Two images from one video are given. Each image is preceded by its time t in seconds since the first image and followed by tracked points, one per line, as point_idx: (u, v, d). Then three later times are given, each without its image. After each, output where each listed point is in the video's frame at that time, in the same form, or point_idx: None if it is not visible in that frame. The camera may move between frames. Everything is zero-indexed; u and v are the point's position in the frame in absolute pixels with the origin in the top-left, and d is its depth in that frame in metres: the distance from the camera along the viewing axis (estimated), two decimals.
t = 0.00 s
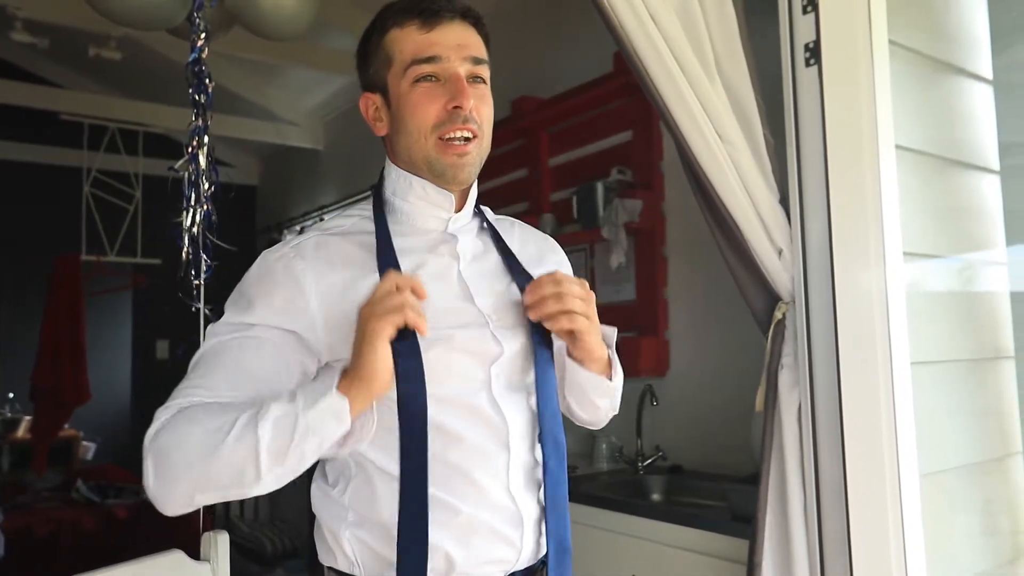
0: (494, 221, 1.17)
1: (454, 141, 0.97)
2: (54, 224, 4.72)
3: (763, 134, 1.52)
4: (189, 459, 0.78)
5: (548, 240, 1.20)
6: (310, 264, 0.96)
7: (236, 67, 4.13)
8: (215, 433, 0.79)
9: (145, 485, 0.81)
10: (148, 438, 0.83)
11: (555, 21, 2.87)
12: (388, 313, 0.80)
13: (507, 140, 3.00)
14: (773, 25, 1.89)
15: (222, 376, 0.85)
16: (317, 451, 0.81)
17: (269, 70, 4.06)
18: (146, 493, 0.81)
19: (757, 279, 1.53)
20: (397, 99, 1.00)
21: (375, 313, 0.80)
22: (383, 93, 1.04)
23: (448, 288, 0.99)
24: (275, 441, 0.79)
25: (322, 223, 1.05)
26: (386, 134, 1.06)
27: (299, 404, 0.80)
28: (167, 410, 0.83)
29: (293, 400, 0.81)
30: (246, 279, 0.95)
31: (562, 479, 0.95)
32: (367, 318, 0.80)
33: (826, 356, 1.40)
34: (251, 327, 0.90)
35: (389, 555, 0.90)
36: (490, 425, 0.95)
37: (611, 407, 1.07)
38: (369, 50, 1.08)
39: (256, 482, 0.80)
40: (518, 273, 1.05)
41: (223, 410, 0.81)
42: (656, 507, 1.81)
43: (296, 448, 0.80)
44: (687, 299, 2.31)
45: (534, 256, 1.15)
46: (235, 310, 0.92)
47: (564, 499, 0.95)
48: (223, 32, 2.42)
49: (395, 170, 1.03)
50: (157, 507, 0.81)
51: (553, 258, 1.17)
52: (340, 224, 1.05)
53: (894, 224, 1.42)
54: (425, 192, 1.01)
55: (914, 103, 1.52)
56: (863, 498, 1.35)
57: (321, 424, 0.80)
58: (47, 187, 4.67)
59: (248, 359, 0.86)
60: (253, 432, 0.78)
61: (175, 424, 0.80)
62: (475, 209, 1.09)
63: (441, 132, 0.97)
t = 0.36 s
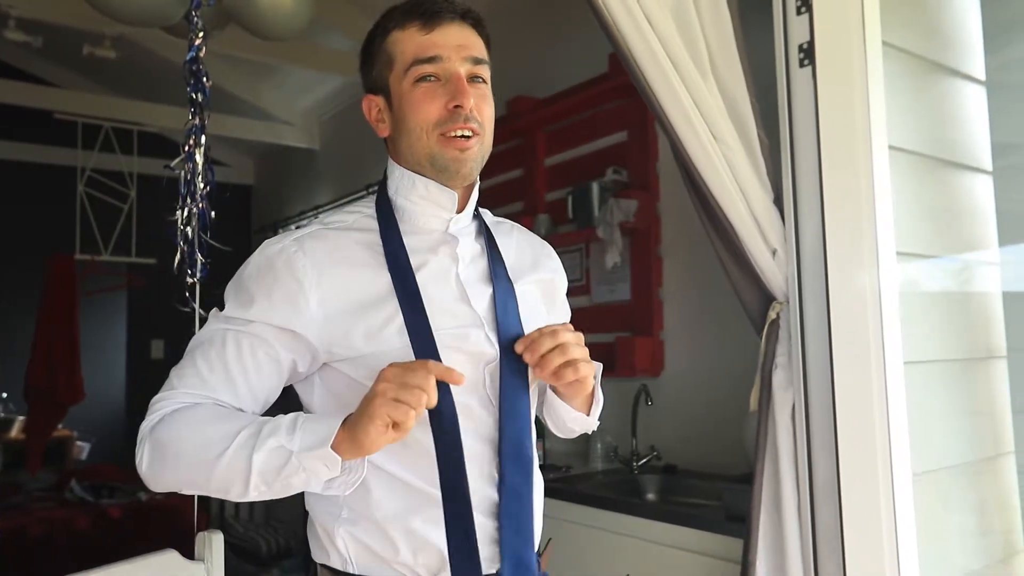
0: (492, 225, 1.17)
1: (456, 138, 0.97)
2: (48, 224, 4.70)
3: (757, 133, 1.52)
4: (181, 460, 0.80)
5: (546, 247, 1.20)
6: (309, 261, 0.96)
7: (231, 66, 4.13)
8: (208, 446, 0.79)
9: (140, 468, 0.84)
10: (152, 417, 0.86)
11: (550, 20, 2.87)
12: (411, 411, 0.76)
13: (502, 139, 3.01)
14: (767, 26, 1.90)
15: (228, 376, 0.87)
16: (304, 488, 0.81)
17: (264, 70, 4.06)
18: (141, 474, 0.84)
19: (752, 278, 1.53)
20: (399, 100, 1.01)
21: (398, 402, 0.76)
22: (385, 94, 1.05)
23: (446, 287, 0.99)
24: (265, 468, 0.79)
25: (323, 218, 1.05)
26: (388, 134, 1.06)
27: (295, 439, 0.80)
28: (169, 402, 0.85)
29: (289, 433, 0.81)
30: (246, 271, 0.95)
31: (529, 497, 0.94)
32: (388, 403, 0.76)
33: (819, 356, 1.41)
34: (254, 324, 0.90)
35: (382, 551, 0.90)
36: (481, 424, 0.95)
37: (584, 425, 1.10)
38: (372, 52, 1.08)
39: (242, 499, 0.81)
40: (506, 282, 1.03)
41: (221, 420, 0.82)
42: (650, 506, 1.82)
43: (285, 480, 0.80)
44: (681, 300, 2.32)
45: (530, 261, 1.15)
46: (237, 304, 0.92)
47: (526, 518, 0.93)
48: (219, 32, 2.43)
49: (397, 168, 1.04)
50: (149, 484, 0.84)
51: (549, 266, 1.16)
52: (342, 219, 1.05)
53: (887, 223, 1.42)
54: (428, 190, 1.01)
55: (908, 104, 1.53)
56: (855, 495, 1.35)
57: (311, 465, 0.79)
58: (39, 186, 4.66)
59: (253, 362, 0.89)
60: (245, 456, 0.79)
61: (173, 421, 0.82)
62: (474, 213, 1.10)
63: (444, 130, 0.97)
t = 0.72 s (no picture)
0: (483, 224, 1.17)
1: (438, 138, 0.97)
2: (43, 223, 4.69)
3: (753, 131, 1.52)
4: (287, 440, 0.74)
5: (537, 248, 1.21)
6: (314, 246, 0.95)
7: (227, 65, 4.12)
8: (307, 407, 0.75)
9: (245, 487, 0.75)
10: (236, 435, 0.78)
11: (547, 20, 2.86)
12: (496, 296, 0.73)
13: (498, 138, 3.00)
14: (762, 25, 1.91)
15: (294, 357, 0.82)
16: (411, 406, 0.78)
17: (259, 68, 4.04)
18: (248, 494, 0.75)
19: (747, 277, 1.53)
20: (382, 103, 1.01)
21: (484, 286, 0.72)
22: (369, 98, 1.05)
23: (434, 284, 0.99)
24: (368, 403, 0.76)
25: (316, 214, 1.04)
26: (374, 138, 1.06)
27: (381, 362, 0.78)
28: (249, 404, 0.78)
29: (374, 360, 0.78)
30: (258, 273, 0.91)
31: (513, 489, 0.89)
32: (470, 292, 0.73)
33: (815, 355, 1.41)
34: (291, 307, 0.87)
35: (365, 545, 0.89)
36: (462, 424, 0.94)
37: (581, 424, 1.07)
38: (356, 56, 1.08)
39: (361, 447, 0.76)
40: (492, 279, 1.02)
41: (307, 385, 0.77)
42: (645, 505, 1.82)
43: (391, 403, 0.76)
44: (676, 299, 2.32)
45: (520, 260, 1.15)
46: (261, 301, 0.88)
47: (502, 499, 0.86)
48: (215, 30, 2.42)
49: (384, 168, 1.03)
50: (261, 500, 0.76)
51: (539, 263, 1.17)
52: (333, 215, 1.05)
53: (883, 223, 1.42)
54: (416, 189, 1.01)
55: (903, 102, 1.53)
56: (850, 493, 1.35)
57: (409, 375, 0.77)
58: (34, 184, 4.64)
59: (312, 335, 0.84)
60: (345, 396, 0.75)
61: (263, 414, 0.76)
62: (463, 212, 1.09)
63: (424, 131, 0.97)
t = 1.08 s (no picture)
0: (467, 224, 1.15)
1: (426, 138, 0.96)
2: (34, 221, 4.67)
3: (743, 128, 1.52)
4: (296, 442, 0.74)
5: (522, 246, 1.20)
6: (306, 240, 0.94)
7: (218, 63, 4.10)
8: (321, 414, 0.75)
9: (239, 481, 0.75)
10: (231, 426, 0.77)
11: (539, 18, 2.86)
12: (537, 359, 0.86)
13: (490, 136, 2.99)
14: (753, 21, 1.90)
15: (289, 356, 0.82)
16: (423, 421, 0.80)
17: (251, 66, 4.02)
18: (240, 488, 0.75)
19: (738, 275, 1.53)
20: (370, 102, 1.00)
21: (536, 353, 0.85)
22: (356, 97, 1.04)
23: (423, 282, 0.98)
24: (383, 412, 0.77)
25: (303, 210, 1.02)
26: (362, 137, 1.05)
27: (401, 374, 0.78)
28: (250, 399, 0.78)
29: (392, 371, 0.79)
30: (247, 262, 0.89)
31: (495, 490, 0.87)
32: (527, 355, 0.83)
33: (806, 353, 1.40)
34: (283, 302, 0.86)
35: (352, 545, 0.88)
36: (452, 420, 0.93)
37: (567, 413, 1.06)
38: (344, 55, 1.07)
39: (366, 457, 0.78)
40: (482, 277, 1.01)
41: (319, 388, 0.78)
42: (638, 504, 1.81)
43: (406, 417, 0.78)
44: (668, 297, 2.31)
45: (504, 257, 1.14)
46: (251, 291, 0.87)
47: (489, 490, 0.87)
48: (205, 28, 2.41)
49: (371, 166, 1.02)
50: (252, 495, 0.75)
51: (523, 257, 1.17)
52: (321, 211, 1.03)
53: (873, 220, 1.42)
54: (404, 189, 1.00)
55: (895, 100, 1.53)
56: (840, 491, 1.35)
57: (430, 392, 0.79)
58: (26, 182, 4.62)
59: (304, 335, 0.84)
60: (362, 406, 0.76)
61: (267, 411, 0.76)
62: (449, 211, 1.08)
63: (412, 131, 0.96)
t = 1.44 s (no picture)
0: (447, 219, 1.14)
1: (402, 133, 0.95)
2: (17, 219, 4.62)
3: (728, 125, 1.51)
4: (210, 451, 0.77)
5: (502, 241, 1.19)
6: (267, 242, 0.92)
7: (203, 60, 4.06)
8: (230, 424, 0.76)
9: (165, 490, 0.78)
10: (157, 436, 0.81)
11: (527, 16, 2.84)
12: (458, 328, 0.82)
13: (478, 135, 2.98)
14: (738, 20, 1.89)
15: (220, 366, 0.82)
16: (341, 421, 0.80)
17: (237, 63, 3.99)
18: (167, 497, 0.79)
19: (724, 274, 1.52)
20: (343, 98, 0.98)
21: (449, 318, 0.80)
22: (330, 92, 1.02)
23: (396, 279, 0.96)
24: (294, 420, 0.78)
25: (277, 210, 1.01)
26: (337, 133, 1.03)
27: (312, 378, 0.78)
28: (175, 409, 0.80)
29: (305, 376, 0.79)
30: (206, 269, 0.90)
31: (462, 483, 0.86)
32: (437, 326, 0.79)
33: (790, 350, 1.40)
34: (232, 311, 0.86)
35: (329, 546, 0.86)
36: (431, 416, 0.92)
37: (555, 404, 1.05)
38: (316, 50, 1.05)
39: (285, 463, 0.79)
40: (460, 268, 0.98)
41: (233, 397, 0.78)
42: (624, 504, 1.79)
43: (320, 421, 0.78)
44: (655, 296, 2.30)
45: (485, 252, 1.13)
46: (204, 298, 0.88)
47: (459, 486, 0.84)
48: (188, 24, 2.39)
49: (346, 162, 1.00)
50: (177, 504, 0.79)
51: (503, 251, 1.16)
52: (296, 212, 1.01)
53: (858, 218, 1.41)
54: (378, 183, 0.99)
55: (879, 99, 1.52)
56: (824, 490, 1.34)
57: (342, 394, 0.79)
58: (9, 180, 4.57)
59: (246, 344, 0.84)
60: (271, 414, 0.77)
61: (185, 423, 0.78)
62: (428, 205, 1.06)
63: (386, 126, 0.94)
